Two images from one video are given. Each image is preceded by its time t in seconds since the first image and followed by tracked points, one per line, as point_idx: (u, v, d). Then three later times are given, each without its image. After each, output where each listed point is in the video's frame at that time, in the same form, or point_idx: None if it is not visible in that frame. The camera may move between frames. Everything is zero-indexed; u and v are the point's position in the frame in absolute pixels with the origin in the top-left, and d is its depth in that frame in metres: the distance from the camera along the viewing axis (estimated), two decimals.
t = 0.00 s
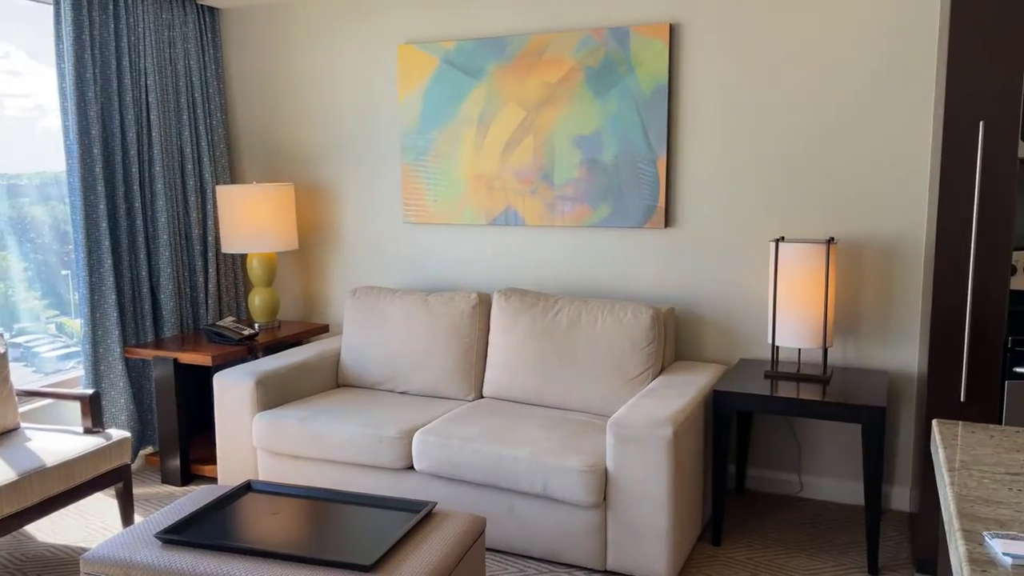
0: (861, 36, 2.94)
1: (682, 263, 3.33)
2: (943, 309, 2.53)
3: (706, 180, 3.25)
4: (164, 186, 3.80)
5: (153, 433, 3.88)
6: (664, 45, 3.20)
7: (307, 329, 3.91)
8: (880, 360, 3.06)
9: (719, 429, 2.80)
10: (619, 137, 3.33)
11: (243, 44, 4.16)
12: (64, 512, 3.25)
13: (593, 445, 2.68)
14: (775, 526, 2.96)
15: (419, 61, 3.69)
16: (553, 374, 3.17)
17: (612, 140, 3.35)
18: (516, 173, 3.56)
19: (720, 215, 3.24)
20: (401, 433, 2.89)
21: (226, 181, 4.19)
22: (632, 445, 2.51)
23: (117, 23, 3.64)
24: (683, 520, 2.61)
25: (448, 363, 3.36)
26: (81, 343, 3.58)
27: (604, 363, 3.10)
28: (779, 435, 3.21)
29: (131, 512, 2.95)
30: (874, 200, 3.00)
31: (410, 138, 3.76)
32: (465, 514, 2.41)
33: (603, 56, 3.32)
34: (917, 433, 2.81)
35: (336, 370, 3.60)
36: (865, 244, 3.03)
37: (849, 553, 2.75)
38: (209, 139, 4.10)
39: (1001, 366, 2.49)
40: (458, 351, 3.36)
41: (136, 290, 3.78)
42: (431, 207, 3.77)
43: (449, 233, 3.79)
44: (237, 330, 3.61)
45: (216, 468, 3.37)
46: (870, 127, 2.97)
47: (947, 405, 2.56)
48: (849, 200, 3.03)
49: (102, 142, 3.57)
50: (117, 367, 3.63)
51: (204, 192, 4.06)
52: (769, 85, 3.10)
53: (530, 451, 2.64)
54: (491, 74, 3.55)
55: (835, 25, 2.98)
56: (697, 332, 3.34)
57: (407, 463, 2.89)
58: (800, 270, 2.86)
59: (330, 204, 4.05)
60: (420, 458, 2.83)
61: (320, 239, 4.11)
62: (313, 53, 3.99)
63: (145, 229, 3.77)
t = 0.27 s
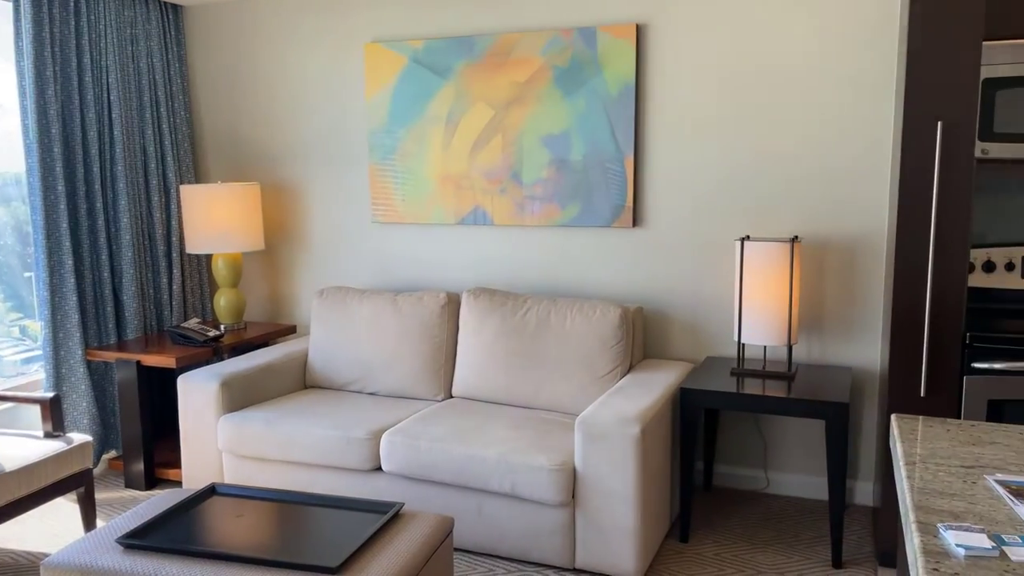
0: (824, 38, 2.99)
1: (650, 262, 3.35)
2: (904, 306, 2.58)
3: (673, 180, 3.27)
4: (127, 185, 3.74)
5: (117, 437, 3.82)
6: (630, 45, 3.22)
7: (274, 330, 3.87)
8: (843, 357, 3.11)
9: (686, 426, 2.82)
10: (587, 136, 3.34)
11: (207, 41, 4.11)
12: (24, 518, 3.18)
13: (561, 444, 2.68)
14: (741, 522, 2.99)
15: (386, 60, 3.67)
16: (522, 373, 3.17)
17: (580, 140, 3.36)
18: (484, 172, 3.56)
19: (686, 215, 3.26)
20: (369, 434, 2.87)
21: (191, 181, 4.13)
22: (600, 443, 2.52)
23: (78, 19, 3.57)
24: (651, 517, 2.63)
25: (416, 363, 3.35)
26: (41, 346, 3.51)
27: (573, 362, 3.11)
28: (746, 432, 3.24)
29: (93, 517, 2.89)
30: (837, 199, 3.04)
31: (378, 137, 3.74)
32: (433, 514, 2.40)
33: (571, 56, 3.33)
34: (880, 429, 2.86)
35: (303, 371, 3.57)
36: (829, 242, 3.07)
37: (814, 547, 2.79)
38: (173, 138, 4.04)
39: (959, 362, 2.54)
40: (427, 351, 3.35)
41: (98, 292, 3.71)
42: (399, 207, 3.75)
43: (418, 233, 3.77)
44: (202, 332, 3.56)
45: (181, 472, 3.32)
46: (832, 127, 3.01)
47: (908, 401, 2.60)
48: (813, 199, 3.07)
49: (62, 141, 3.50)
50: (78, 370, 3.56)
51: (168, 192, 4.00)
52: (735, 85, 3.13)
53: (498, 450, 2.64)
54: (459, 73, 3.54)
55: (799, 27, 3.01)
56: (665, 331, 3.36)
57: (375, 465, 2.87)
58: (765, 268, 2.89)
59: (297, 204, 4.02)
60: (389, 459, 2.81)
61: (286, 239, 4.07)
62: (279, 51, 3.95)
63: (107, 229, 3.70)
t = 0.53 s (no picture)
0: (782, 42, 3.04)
1: (614, 264, 3.37)
2: (860, 306, 2.63)
3: (635, 182, 3.30)
4: (83, 188, 3.66)
5: (74, 444, 3.74)
6: (593, 48, 3.24)
7: (236, 334, 3.82)
8: (802, 356, 3.16)
9: (649, 426, 2.85)
10: (551, 139, 3.36)
11: (166, 41, 4.04)
12: None
13: (526, 446, 2.69)
14: (704, 520, 3.03)
15: (349, 61, 3.65)
16: (487, 375, 3.17)
17: (543, 142, 3.37)
18: (448, 174, 3.55)
19: (649, 217, 3.30)
20: (332, 438, 2.85)
21: (149, 183, 4.06)
22: (564, 445, 2.54)
23: (32, 18, 3.49)
24: (615, 518, 2.65)
25: (381, 366, 3.33)
26: None
27: (537, 364, 3.12)
28: (708, 431, 3.28)
29: (49, 527, 2.83)
30: (796, 201, 3.09)
31: (341, 139, 3.72)
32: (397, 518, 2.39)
33: (534, 58, 3.34)
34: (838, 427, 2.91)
35: (266, 376, 3.53)
36: (788, 244, 3.13)
37: (775, 544, 2.83)
38: (130, 140, 3.96)
39: (913, 361, 2.60)
40: (391, 354, 3.34)
41: (53, 296, 3.63)
42: (363, 209, 3.72)
43: (382, 235, 3.75)
44: (161, 336, 3.51)
45: (141, 479, 3.26)
46: (791, 131, 3.07)
47: (864, 399, 2.66)
48: (772, 201, 3.12)
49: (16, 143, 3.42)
50: (33, 376, 3.48)
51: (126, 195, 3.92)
52: (695, 88, 3.16)
53: (463, 453, 2.64)
54: (422, 75, 3.53)
55: (757, 31, 3.06)
56: (628, 332, 3.39)
57: (339, 469, 2.85)
58: (726, 270, 2.93)
59: (259, 206, 3.97)
60: (353, 463, 2.80)
61: (248, 242, 4.02)
62: (239, 51, 3.90)
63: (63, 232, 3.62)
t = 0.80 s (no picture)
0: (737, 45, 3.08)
1: (574, 264, 3.39)
2: (815, 305, 2.68)
3: (595, 182, 3.32)
4: (31, 189, 3.55)
5: (23, 452, 3.62)
6: (552, 49, 3.25)
7: (191, 337, 3.74)
8: (759, 354, 3.21)
9: (610, 426, 2.87)
10: (511, 139, 3.35)
11: (117, 38, 3.94)
12: None
13: (488, 447, 2.68)
14: (665, 517, 3.05)
15: (306, 60, 3.60)
16: (448, 377, 3.16)
17: (503, 143, 3.37)
18: (408, 175, 3.53)
19: (608, 217, 3.31)
20: (291, 442, 2.81)
21: (100, 183, 3.95)
22: (526, 445, 2.54)
23: None
24: (577, 517, 2.66)
25: (340, 368, 3.29)
26: None
27: (498, 365, 3.11)
28: (668, 429, 3.32)
29: None
30: (752, 202, 3.14)
31: (298, 139, 3.66)
32: (358, 522, 2.36)
33: (493, 59, 3.33)
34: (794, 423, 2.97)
35: (222, 379, 3.46)
36: (744, 243, 3.17)
37: (734, 540, 2.87)
38: (80, 140, 3.85)
39: (866, 357, 2.66)
40: (351, 357, 3.30)
41: None
42: (321, 209, 3.68)
43: (341, 236, 3.71)
44: (112, 340, 3.42)
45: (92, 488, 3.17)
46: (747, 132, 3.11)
47: (819, 396, 2.71)
48: (729, 201, 3.17)
49: None
50: None
51: (76, 196, 3.82)
52: (653, 90, 3.19)
53: (424, 455, 2.62)
54: (381, 74, 3.50)
55: (713, 34, 3.10)
56: (589, 332, 3.41)
57: (298, 473, 2.81)
58: (685, 269, 2.97)
59: (215, 207, 3.89)
60: (312, 467, 2.76)
61: (204, 243, 3.94)
62: (194, 49, 3.82)
63: (9, 235, 3.51)
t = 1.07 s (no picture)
0: (677, 49, 3.12)
1: (519, 266, 3.39)
2: (755, 305, 2.74)
3: (540, 185, 3.32)
4: None
5: None
6: (495, 51, 3.24)
7: (124, 345, 3.61)
8: (701, 354, 3.27)
9: (557, 426, 2.88)
10: (454, 141, 3.34)
11: (43, 34, 3.78)
12: None
13: (435, 452, 2.66)
14: (611, 516, 3.08)
15: (243, 59, 3.51)
16: (393, 381, 3.12)
17: (447, 145, 3.35)
18: (350, 177, 3.47)
19: (553, 219, 3.33)
20: (232, 452, 2.73)
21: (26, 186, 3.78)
22: (473, 450, 2.52)
23: None
24: (525, 520, 2.66)
25: (282, 374, 3.22)
26: None
27: (445, 368, 3.09)
28: (614, 429, 3.35)
29: None
30: (693, 203, 3.19)
31: (236, 140, 3.57)
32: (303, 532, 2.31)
33: (436, 60, 3.31)
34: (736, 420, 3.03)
35: (158, 388, 3.35)
36: (686, 245, 3.23)
37: (679, 537, 2.91)
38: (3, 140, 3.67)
39: (804, 355, 2.72)
40: (293, 362, 3.23)
41: None
42: (260, 212, 3.59)
43: (281, 239, 3.63)
44: (39, 350, 3.27)
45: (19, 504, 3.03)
46: (687, 136, 3.16)
47: (760, 393, 2.78)
48: (671, 203, 3.21)
49: None
50: None
51: None
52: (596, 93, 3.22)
53: (370, 462, 2.58)
54: (321, 75, 3.44)
55: (654, 38, 3.14)
56: (534, 333, 3.42)
57: (240, 483, 2.74)
58: (629, 271, 3.00)
59: (149, 210, 3.76)
60: (254, 477, 2.69)
61: (137, 247, 3.81)
62: (125, 47, 3.69)
63: None
